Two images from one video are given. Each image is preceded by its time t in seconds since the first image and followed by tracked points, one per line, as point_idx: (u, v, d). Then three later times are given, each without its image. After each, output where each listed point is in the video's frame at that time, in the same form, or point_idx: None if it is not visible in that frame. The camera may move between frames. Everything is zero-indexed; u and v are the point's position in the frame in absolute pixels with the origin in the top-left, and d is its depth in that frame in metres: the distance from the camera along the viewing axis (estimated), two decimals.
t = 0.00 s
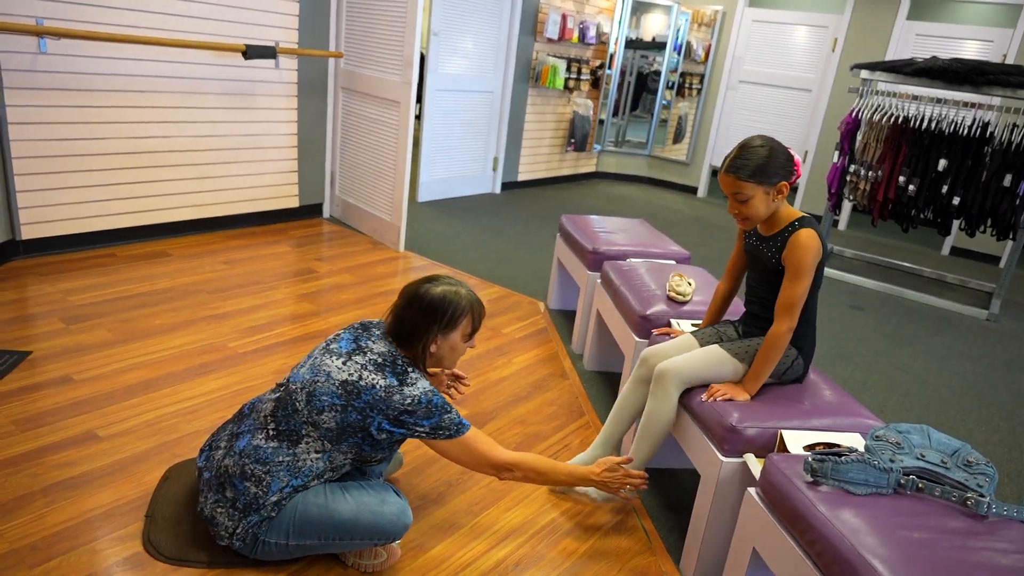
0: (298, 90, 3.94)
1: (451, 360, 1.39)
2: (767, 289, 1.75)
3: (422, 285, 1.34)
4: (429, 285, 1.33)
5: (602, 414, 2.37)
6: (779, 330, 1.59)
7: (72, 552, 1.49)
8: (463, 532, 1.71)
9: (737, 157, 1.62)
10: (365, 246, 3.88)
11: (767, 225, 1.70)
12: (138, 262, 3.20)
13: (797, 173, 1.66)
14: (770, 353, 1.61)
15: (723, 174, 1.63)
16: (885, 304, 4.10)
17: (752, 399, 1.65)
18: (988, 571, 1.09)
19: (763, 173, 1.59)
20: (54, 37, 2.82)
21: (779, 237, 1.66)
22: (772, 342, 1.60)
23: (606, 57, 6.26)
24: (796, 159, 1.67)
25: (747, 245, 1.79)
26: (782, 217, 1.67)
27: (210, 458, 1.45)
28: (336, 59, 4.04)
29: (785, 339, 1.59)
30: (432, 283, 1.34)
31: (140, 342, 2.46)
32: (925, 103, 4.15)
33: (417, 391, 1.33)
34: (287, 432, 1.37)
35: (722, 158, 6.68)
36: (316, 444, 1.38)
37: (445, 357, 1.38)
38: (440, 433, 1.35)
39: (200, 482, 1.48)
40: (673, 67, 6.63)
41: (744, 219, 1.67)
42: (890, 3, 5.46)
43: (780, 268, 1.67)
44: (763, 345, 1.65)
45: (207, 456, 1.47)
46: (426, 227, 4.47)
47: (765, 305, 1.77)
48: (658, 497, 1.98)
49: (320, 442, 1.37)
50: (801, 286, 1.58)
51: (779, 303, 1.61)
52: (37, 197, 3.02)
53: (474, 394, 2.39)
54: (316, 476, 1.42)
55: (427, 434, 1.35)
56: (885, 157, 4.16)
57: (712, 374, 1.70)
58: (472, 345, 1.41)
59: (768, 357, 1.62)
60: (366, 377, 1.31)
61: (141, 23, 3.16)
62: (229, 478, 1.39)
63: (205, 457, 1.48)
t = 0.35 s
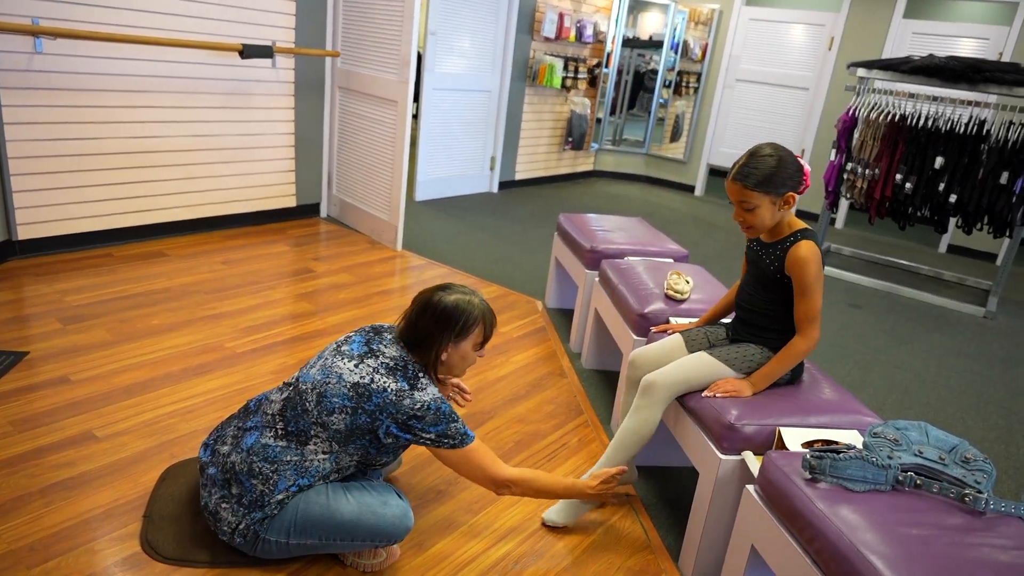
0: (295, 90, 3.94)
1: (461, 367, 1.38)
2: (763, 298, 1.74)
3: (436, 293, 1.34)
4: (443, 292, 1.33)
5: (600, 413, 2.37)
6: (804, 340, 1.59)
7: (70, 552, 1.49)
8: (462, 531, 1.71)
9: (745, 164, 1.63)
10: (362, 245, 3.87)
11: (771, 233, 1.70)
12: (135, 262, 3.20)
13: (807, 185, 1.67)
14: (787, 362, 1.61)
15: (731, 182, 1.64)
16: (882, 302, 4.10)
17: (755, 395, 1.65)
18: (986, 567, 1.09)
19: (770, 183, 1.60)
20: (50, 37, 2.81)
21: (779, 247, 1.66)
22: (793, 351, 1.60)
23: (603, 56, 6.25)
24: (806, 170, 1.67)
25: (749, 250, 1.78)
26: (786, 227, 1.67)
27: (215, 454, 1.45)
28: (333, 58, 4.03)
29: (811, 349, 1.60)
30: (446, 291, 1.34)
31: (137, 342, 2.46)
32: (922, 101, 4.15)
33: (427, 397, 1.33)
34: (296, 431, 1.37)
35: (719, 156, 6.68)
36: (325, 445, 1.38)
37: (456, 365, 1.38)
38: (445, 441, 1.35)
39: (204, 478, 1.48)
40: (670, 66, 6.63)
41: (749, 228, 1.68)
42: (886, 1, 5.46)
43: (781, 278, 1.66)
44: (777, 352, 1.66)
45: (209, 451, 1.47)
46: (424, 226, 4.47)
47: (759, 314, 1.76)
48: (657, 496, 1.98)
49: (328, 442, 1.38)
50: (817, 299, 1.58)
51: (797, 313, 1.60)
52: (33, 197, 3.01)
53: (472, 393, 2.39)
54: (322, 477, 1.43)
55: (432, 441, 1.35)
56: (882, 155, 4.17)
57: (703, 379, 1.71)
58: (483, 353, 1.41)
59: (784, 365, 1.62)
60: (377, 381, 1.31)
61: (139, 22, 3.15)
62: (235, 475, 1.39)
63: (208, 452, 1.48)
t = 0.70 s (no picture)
0: (296, 93, 3.95)
1: (423, 345, 1.34)
2: (755, 300, 1.74)
3: (398, 266, 1.30)
4: (405, 266, 1.29)
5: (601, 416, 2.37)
6: (803, 341, 1.58)
7: (71, 556, 1.49)
8: (463, 534, 1.71)
9: (742, 163, 1.64)
10: (364, 248, 3.87)
11: (765, 235, 1.70)
12: (137, 266, 3.20)
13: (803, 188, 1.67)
14: (784, 362, 1.60)
15: (727, 180, 1.65)
16: (883, 305, 4.10)
17: (756, 399, 1.65)
18: (988, 570, 1.09)
19: (765, 182, 1.60)
20: (51, 41, 2.82)
21: (773, 248, 1.66)
22: (790, 351, 1.59)
23: (603, 59, 6.26)
24: (804, 174, 1.67)
25: (744, 253, 1.78)
26: (780, 230, 1.67)
27: (203, 469, 1.47)
28: (334, 62, 4.04)
29: (810, 350, 1.59)
30: (408, 264, 1.30)
31: (139, 345, 2.46)
32: (922, 104, 4.16)
33: (374, 381, 1.28)
34: (261, 433, 1.36)
35: (720, 159, 6.69)
36: (291, 444, 1.36)
37: (419, 342, 1.33)
38: (384, 435, 1.30)
39: (197, 494, 1.50)
40: (671, 69, 6.63)
41: (742, 227, 1.68)
42: (885, 4, 5.48)
43: (775, 281, 1.66)
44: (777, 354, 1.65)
45: (200, 467, 1.49)
46: (424, 229, 4.47)
47: (750, 317, 1.76)
48: (658, 498, 1.98)
49: (293, 442, 1.36)
50: (812, 300, 1.57)
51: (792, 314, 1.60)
52: (35, 201, 3.02)
53: (473, 397, 2.39)
54: (300, 479, 1.41)
55: (375, 434, 1.30)
56: (882, 157, 4.18)
57: (700, 387, 1.70)
58: (446, 330, 1.37)
59: (782, 365, 1.61)
60: (325, 366, 1.28)
61: (141, 26, 3.16)
62: (219, 488, 1.39)
63: (199, 468, 1.50)
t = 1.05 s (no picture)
0: (299, 92, 3.95)
1: (388, 326, 1.32)
2: (762, 302, 1.73)
3: (352, 246, 1.27)
4: (360, 245, 1.27)
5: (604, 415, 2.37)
6: (809, 344, 1.58)
7: (74, 554, 1.49)
8: (465, 533, 1.71)
9: (754, 160, 1.64)
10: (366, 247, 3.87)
11: (772, 236, 1.70)
12: (140, 264, 3.20)
13: (814, 190, 1.67)
14: (790, 364, 1.60)
15: (739, 173, 1.65)
16: (886, 305, 4.10)
17: (757, 399, 1.65)
18: (990, 570, 1.09)
19: (775, 180, 1.60)
20: (55, 39, 2.82)
21: (780, 250, 1.65)
22: (797, 354, 1.59)
23: (605, 58, 6.26)
24: (816, 178, 1.67)
25: (750, 254, 1.78)
26: (787, 231, 1.67)
27: (197, 476, 1.47)
28: (336, 61, 4.04)
29: (816, 352, 1.59)
30: (362, 243, 1.28)
31: (142, 344, 2.46)
32: (925, 104, 4.14)
33: (331, 381, 1.25)
34: (240, 436, 1.36)
35: (723, 158, 6.69)
36: (267, 446, 1.35)
37: (382, 323, 1.31)
38: (343, 436, 1.29)
39: (194, 500, 1.50)
40: (673, 68, 6.62)
41: (750, 225, 1.68)
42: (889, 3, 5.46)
43: (781, 283, 1.66)
44: (782, 355, 1.65)
45: (194, 474, 1.49)
46: (427, 228, 4.47)
47: (756, 318, 1.76)
48: (659, 498, 1.98)
49: (269, 443, 1.34)
50: (821, 304, 1.57)
51: (801, 316, 1.59)
52: (38, 200, 3.02)
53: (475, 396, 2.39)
54: (285, 478, 1.39)
55: (334, 434, 1.29)
56: (885, 157, 4.17)
57: (703, 387, 1.70)
58: (409, 310, 1.35)
59: (787, 367, 1.61)
60: (283, 366, 1.26)
61: (144, 25, 3.17)
62: (210, 495, 1.39)
63: (193, 474, 1.50)
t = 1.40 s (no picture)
0: (295, 90, 3.94)
1: (375, 320, 1.33)
2: (756, 301, 1.74)
3: (350, 238, 1.28)
4: (357, 237, 1.28)
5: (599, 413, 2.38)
6: (802, 343, 1.59)
7: (68, 550, 1.49)
8: (460, 530, 1.71)
9: (749, 159, 1.65)
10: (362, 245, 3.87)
11: (768, 236, 1.71)
12: (134, 262, 3.20)
13: (809, 189, 1.68)
14: (785, 363, 1.61)
15: (733, 175, 1.66)
16: (880, 303, 4.11)
17: (752, 398, 1.65)
18: (982, 567, 1.10)
19: (771, 179, 1.61)
20: (50, 36, 2.81)
21: (776, 250, 1.66)
22: (791, 353, 1.60)
23: (602, 57, 6.26)
24: (810, 175, 1.68)
25: (746, 253, 1.79)
26: (783, 230, 1.68)
27: (190, 472, 1.48)
28: (333, 58, 4.04)
29: (809, 352, 1.60)
30: (361, 236, 1.28)
31: (136, 341, 2.46)
32: (920, 104, 4.16)
33: (320, 369, 1.25)
34: (231, 432, 1.37)
35: (718, 158, 6.70)
36: (258, 439, 1.35)
37: (371, 318, 1.32)
38: (342, 420, 1.29)
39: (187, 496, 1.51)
40: (669, 67, 6.63)
41: (746, 225, 1.69)
42: (885, 3, 5.48)
43: (776, 282, 1.66)
44: (777, 353, 1.66)
45: (187, 471, 1.50)
46: (423, 227, 4.47)
47: (750, 317, 1.76)
48: (653, 495, 1.99)
49: (260, 436, 1.34)
50: (815, 302, 1.58)
51: (795, 315, 1.60)
52: (32, 197, 3.02)
53: (470, 394, 2.40)
54: (277, 471, 1.39)
55: (332, 420, 1.29)
56: (880, 157, 4.19)
57: (696, 386, 1.71)
58: (399, 307, 1.36)
59: (782, 366, 1.62)
60: (272, 358, 1.27)
61: (141, 21, 3.16)
62: (203, 492, 1.40)
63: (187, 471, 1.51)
